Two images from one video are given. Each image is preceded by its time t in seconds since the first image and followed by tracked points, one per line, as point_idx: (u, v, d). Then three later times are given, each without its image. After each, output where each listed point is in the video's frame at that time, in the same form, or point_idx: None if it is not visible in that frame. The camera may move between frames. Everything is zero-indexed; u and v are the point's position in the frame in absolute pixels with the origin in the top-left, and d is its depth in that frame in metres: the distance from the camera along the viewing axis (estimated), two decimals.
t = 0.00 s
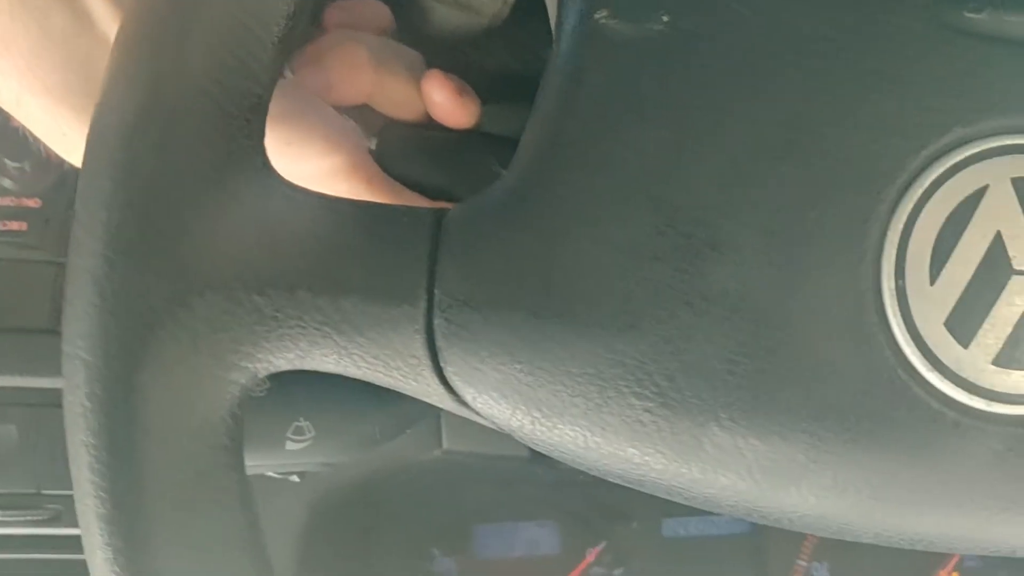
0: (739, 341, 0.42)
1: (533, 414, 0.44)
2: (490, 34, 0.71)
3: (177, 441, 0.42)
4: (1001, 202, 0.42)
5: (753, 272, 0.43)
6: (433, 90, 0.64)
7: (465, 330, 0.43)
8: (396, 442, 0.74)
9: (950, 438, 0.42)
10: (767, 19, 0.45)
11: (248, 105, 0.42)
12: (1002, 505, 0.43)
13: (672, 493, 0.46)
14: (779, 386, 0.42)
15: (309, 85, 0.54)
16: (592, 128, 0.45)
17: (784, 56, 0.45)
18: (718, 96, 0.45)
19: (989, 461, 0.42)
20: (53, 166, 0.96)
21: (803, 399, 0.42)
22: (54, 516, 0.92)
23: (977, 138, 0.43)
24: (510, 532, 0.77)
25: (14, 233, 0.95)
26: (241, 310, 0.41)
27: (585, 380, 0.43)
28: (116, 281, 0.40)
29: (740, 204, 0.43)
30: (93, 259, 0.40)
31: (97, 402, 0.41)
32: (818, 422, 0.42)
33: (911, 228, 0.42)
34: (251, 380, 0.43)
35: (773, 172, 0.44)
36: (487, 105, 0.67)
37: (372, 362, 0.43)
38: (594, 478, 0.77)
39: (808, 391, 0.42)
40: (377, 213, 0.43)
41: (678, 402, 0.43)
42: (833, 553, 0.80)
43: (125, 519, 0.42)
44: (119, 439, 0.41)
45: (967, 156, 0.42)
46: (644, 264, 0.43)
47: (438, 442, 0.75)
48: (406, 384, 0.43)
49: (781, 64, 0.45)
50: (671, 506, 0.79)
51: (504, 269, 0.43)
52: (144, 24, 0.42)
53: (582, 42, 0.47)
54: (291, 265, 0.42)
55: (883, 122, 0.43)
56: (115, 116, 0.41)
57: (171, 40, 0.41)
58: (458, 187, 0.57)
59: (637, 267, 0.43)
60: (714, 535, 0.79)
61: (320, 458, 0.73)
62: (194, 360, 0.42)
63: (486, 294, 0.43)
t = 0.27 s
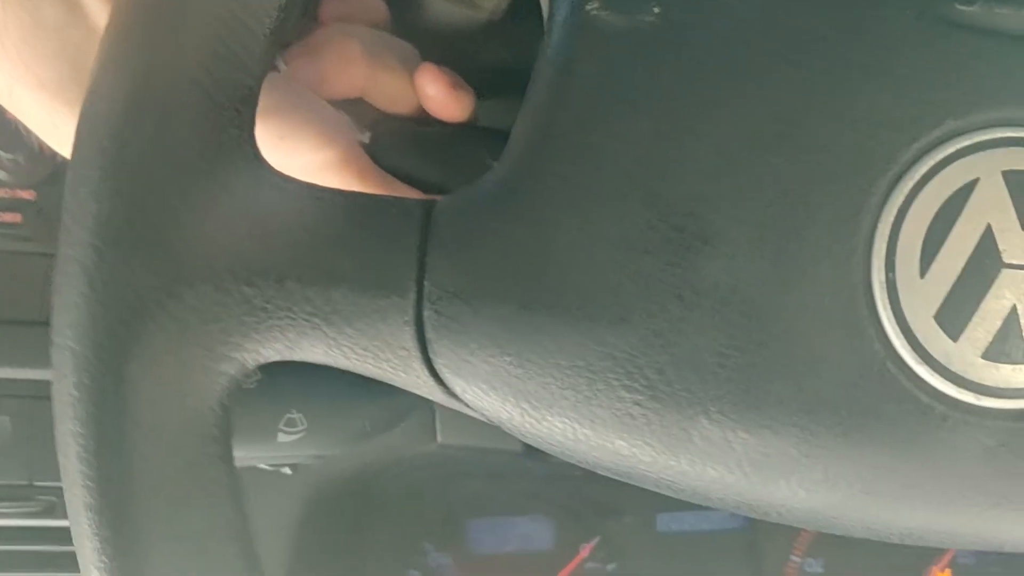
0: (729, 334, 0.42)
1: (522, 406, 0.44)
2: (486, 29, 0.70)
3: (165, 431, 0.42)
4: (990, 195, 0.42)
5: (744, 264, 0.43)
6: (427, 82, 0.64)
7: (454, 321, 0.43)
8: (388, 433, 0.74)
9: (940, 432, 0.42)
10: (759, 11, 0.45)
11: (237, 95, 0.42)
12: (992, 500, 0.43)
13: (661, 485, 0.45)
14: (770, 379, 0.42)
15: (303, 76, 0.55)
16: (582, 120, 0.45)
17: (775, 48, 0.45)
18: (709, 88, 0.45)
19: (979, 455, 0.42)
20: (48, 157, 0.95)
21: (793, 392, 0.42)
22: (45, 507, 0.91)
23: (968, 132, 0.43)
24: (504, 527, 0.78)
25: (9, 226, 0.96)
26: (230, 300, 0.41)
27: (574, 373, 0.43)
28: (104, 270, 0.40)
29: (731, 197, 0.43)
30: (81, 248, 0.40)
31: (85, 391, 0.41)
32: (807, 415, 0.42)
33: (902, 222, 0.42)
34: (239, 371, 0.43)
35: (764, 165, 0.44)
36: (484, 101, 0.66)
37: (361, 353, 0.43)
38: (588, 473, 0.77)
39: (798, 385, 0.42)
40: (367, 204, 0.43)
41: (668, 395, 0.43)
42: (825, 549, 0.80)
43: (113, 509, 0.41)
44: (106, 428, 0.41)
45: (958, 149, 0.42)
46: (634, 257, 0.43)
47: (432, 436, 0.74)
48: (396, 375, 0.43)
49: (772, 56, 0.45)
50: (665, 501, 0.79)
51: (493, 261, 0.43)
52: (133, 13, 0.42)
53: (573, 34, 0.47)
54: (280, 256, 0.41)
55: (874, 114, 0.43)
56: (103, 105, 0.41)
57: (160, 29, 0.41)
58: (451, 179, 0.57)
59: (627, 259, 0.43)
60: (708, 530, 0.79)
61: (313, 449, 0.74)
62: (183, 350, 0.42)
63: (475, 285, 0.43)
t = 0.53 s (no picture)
0: (720, 330, 0.43)
1: (515, 401, 0.44)
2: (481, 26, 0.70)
3: (160, 424, 0.42)
4: (980, 193, 0.42)
5: (736, 261, 0.43)
6: (423, 79, 0.63)
7: (448, 317, 0.43)
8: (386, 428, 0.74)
9: (930, 429, 0.42)
10: (752, 9, 0.46)
11: (232, 90, 0.42)
12: (981, 496, 0.43)
13: (654, 481, 0.46)
14: (760, 375, 0.43)
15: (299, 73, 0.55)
16: (576, 117, 0.45)
17: (768, 46, 0.45)
18: (702, 85, 0.45)
19: (968, 451, 0.42)
20: (45, 152, 0.95)
21: (784, 388, 0.42)
22: (44, 502, 0.91)
23: (959, 130, 0.43)
24: (502, 523, 0.78)
25: (6, 220, 0.95)
26: (225, 295, 0.42)
27: (567, 368, 0.43)
28: (100, 264, 0.41)
29: (722, 193, 0.44)
30: (77, 242, 0.41)
31: (81, 384, 0.41)
32: (799, 411, 0.43)
33: (893, 219, 0.42)
34: (234, 365, 0.43)
35: (756, 162, 0.44)
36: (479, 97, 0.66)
37: (355, 348, 0.43)
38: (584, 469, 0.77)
39: (788, 381, 0.42)
40: (361, 199, 0.43)
41: (660, 390, 0.43)
42: (822, 547, 0.80)
43: (108, 502, 0.42)
44: (102, 421, 0.41)
45: (949, 146, 0.43)
46: (627, 253, 0.43)
47: (428, 431, 0.75)
48: (390, 370, 0.44)
49: (765, 53, 0.45)
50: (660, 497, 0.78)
51: (487, 257, 0.44)
52: (129, 8, 0.42)
53: (567, 31, 0.47)
54: (274, 251, 0.42)
55: (865, 112, 0.43)
56: (99, 101, 0.42)
57: (155, 25, 0.41)
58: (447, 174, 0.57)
59: (619, 255, 0.43)
60: (703, 527, 0.79)
61: (310, 445, 0.72)
62: (178, 344, 0.42)
63: (468, 281, 0.43)
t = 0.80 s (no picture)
0: (715, 330, 0.43)
1: (510, 401, 0.44)
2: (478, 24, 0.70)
3: (155, 423, 0.42)
4: (974, 195, 0.42)
5: (729, 262, 0.43)
6: (421, 77, 0.63)
7: (443, 317, 0.43)
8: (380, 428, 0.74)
9: (925, 430, 0.42)
10: (748, 10, 0.46)
11: (227, 89, 0.42)
12: (974, 498, 0.43)
13: (648, 481, 0.46)
14: (754, 375, 0.43)
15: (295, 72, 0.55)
16: (571, 117, 0.45)
17: (764, 47, 0.45)
18: (697, 85, 0.45)
19: (961, 453, 0.43)
20: (43, 152, 0.96)
21: (777, 389, 0.43)
22: (40, 500, 0.89)
23: (954, 131, 0.43)
24: (498, 523, 0.78)
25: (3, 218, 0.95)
26: (219, 294, 0.42)
27: (561, 368, 0.43)
28: (95, 263, 0.41)
29: (717, 194, 0.44)
30: (72, 241, 0.41)
31: (76, 383, 0.41)
32: (792, 412, 0.43)
33: (887, 220, 0.42)
34: (229, 364, 0.44)
35: (751, 164, 0.44)
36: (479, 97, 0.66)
37: (350, 347, 0.43)
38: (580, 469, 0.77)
39: (782, 381, 0.42)
40: (356, 199, 0.43)
41: (654, 391, 0.43)
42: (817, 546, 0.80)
43: (103, 501, 0.42)
44: (97, 420, 0.41)
45: (944, 148, 0.43)
46: (621, 254, 0.43)
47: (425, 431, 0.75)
48: (385, 370, 0.44)
49: (761, 54, 0.45)
50: (655, 497, 0.79)
51: (481, 256, 0.44)
52: (125, 6, 0.42)
53: (563, 30, 0.47)
54: (269, 250, 0.42)
55: (860, 113, 0.44)
56: (94, 99, 0.42)
57: (150, 23, 0.41)
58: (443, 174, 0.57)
59: (613, 256, 0.43)
60: (699, 527, 0.79)
61: (304, 444, 0.72)
62: (173, 342, 0.42)
63: (463, 281, 0.43)
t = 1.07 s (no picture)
0: (711, 331, 0.43)
1: (506, 401, 0.44)
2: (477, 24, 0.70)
3: (150, 422, 0.42)
4: (970, 195, 0.42)
5: (725, 262, 0.43)
6: (421, 75, 0.64)
7: (439, 316, 0.43)
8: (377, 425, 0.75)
9: (921, 431, 0.42)
10: (744, 10, 0.46)
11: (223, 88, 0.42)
12: (969, 498, 0.43)
13: (645, 481, 0.46)
14: (750, 375, 0.42)
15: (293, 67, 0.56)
16: (567, 116, 0.45)
17: (761, 47, 0.45)
18: (693, 85, 0.45)
19: (957, 453, 0.42)
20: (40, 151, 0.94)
21: (773, 389, 0.42)
22: (38, 499, 0.88)
23: (950, 132, 0.43)
24: (495, 522, 0.78)
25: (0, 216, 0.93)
26: (214, 292, 0.42)
27: (557, 368, 0.43)
28: (90, 261, 0.41)
29: (713, 194, 0.44)
30: (67, 240, 0.41)
31: (71, 382, 0.41)
32: (788, 412, 0.42)
33: (883, 221, 0.42)
34: (224, 363, 0.43)
35: (747, 164, 0.44)
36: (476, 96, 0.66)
37: (346, 347, 0.43)
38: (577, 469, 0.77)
39: (778, 382, 0.42)
40: (351, 198, 0.43)
41: (649, 391, 0.43)
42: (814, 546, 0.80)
43: (97, 500, 0.42)
44: (91, 419, 0.41)
45: (939, 149, 0.43)
46: (617, 254, 0.43)
47: (422, 429, 0.75)
48: (380, 369, 0.44)
49: (758, 54, 0.45)
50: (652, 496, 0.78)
51: (477, 256, 0.44)
52: (121, 4, 0.42)
53: (559, 30, 0.47)
54: (265, 249, 0.42)
55: (856, 113, 0.43)
56: (90, 96, 0.42)
57: (146, 21, 0.41)
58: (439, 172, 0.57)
59: (609, 256, 0.43)
60: (696, 527, 0.79)
61: (302, 444, 0.73)
62: (168, 341, 0.42)
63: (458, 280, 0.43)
